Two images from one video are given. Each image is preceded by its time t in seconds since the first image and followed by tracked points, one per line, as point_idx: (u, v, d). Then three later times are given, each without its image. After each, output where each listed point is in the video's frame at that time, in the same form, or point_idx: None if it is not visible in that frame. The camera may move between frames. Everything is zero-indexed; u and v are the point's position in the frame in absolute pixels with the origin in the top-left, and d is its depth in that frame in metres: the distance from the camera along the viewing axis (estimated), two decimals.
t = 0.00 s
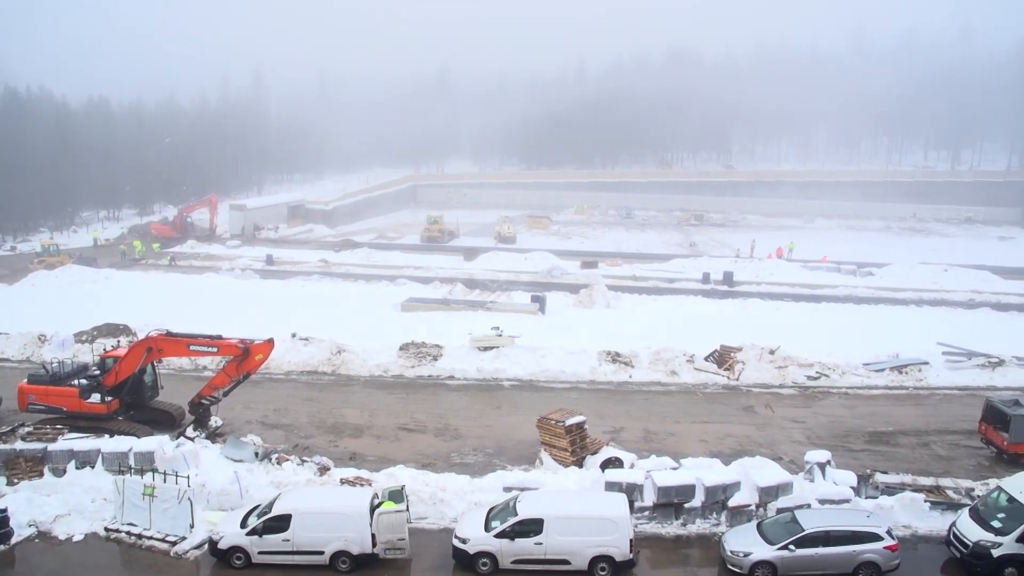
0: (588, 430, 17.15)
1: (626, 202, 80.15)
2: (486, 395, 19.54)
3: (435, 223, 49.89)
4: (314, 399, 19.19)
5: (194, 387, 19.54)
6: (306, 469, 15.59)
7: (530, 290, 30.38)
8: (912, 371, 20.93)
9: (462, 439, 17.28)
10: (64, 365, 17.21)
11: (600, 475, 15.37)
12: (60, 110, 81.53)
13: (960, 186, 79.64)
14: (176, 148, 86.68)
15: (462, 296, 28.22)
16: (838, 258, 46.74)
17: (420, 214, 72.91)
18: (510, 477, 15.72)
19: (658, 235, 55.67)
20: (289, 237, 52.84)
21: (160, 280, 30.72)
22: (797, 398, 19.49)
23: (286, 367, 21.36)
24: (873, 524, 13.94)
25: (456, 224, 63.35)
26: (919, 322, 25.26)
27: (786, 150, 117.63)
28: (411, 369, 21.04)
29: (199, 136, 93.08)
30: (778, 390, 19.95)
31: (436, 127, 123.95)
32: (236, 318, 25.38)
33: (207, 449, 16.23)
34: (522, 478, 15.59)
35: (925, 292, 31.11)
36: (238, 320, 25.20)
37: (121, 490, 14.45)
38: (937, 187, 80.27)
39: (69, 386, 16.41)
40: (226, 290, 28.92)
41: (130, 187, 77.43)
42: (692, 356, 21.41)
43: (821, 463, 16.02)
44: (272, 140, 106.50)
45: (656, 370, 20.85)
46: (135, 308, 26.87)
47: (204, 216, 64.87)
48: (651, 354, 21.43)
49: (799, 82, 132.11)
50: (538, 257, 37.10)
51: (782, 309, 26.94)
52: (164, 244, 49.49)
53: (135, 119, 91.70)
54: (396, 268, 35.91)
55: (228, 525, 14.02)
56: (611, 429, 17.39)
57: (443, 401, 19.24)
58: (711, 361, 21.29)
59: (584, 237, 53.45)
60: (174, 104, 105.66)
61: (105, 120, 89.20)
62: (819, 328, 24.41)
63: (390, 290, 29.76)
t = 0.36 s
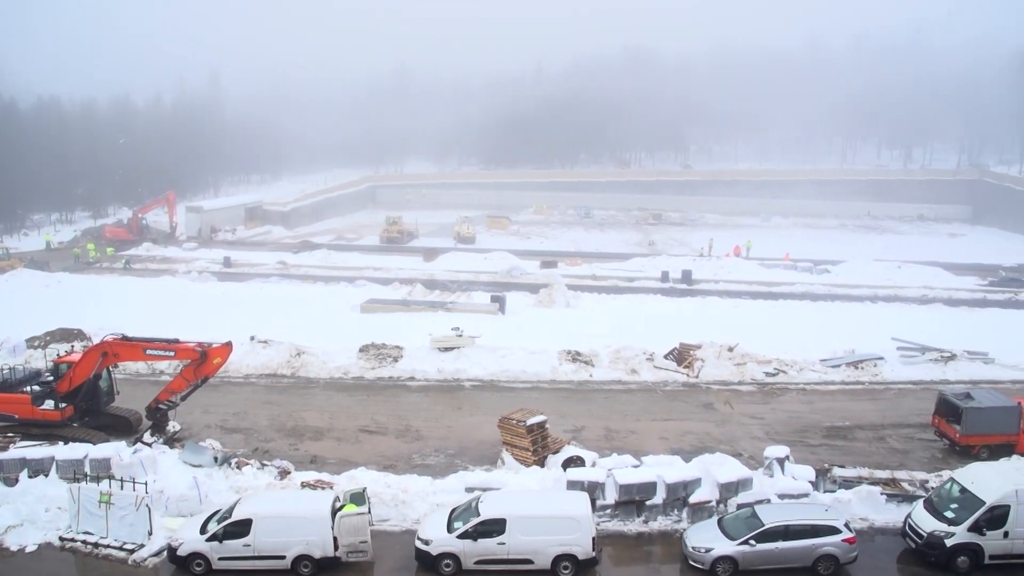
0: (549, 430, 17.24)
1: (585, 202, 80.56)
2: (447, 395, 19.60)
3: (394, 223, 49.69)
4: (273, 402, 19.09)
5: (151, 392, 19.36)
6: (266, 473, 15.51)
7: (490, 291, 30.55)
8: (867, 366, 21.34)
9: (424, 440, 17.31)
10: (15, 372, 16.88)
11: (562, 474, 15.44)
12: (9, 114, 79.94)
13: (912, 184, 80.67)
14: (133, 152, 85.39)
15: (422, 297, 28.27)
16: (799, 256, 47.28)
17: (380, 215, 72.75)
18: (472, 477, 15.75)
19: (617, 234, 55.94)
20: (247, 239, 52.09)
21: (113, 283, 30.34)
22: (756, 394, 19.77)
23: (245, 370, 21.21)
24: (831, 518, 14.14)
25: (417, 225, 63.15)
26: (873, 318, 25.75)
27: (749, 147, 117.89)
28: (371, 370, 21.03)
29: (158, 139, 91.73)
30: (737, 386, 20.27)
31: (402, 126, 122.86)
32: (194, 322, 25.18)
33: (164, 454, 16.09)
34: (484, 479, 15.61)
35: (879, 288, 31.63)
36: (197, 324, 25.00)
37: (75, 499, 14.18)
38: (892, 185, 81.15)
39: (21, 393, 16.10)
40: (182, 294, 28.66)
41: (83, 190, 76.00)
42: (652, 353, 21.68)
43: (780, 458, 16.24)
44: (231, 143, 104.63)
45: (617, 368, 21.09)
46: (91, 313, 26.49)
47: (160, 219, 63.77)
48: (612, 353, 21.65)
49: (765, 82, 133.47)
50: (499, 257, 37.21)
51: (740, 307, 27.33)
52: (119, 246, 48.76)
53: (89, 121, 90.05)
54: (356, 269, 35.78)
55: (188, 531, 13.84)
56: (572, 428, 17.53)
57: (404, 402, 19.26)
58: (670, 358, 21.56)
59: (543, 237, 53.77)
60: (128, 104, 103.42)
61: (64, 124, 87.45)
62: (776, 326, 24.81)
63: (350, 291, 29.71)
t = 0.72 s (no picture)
0: (511, 430, 17.30)
1: (546, 201, 80.78)
2: (409, 396, 19.66)
3: (354, 224, 49.54)
4: (233, 405, 18.97)
5: (108, 398, 19.17)
6: (226, 478, 15.40)
7: (451, 291, 30.68)
8: (825, 362, 21.73)
9: (386, 442, 17.31)
10: None
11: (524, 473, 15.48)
12: None
13: (867, 182, 81.78)
14: (88, 154, 83.93)
15: (382, 297, 28.32)
16: (763, 254, 47.72)
17: (339, 216, 72.42)
18: (435, 478, 15.74)
19: (577, 234, 56.18)
20: (205, 241, 51.47)
21: (66, 287, 30.01)
22: (716, 392, 20.03)
23: (204, 374, 21.03)
24: (792, 512, 14.28)
25: (377, 226, 63.04)
26: (830, 314, 26.24)
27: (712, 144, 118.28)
28: (331, 373, 21.00)
29: (116, 141, 90.19)
30: (697, 383, 20.53)
31: (368, 126, 121.89)
32: (152, 326, 24.96)
33: (122, 461, 15.89)
34: (447, 480, 15.60)
35: (835, 285, 32.21)
36: (154, 328, 24.78)
37: (29, 508, 13.89)
38: (849, 184, 82.03)
39: None
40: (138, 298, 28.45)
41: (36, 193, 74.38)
42: (613, 352, 21.89)
43: (740, 454, 16.41)
44: (190, 143, 102.79)
45: (578, 367, 21.34)
46: (45, 318, 26.08)
47: (114, 220, 62.64)
48: (573, 352, 21.80)
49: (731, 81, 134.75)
50: (459, 258, 37.39)
51: (699, 305, 27.68)
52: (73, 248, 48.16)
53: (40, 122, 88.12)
54: (316, 271, 35.67)
55: (147, 538, 13.64)
56: (534, 428, 17.66)
57: (366, 404, 19.26)
58: (631, 357, 21.79)
59: (503, 237, 54.06)
60: (81, 103, 101.30)
61: (21, 126, 85.64)
62: (735, 323, 25.22)
63: (310, 293, 29.69)
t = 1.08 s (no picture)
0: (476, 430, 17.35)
1: (510, 201, 80.85)
2: (373, 398, 19.67)
3: (316, 225, 49.34)
4: (195, 409, 18.85)
5: (66, 403, 18.97)
6: (189, 483, 15.28)
7: (414, 292, 30.70)
8: (787, 359, 22.02)
9: (350, 445, 17.28)
10: None
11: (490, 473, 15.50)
12: None
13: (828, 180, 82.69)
14: (45, 158, 82.55)
15: (345, 298, 28.33)
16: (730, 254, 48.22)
17: (301, 218, 71.97)
18: (400, 480, 15.74)
19: (541, 234, 56.40)
20: (164, 244, 50.91)
21: (23, 293, 29.64)
22: (680, 390, 20.23)
23: (165, 378, 20.86)
24: (756, 508, 14.40)
25: (340, 227, 62.90)
26: (792, 312, 26.65)
27: (680, 144, 118.96)
28: (295, 375, 20.92)
29: (77, 145, 88.73)
30: (661, 381, 20.74)
31: (337, 129, 121.35)
32: (112, 330, 24.69)
33: (81, 467, 15.71)
34: (412, 481, 15.59)
35: (796, 282, 32.68)
36: (114, 332, 24.52)
37: None
38: (810, 183, 83.03)
39: None
40: (99, 302, 28.17)
41: None
42: (577, 351, 22.05)
43: (704, 451, 16.57)
44: (155, 146, 101.55)
45: (543, 367, 21.51)
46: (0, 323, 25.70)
47: (71, 223, 61.68)
48: (538, 351, 21.90)
49: (701, 81, 135.70)
50: (421, 258, 37.42)
51: (663, 304, 27.98)
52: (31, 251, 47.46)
53: None
54: (278, 273, 35.48)
55: (108, 546, 13.41)
56: (499, 428, 17.75)
57: (330, 406, 19.23)
58: (596, 355, 21.96)
59: (466, 237, 54.18)
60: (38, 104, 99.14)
61: None
62: (697, 322, 25.52)
63: (272, 295, 29.59)
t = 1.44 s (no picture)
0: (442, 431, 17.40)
1: (475, 201, 80.93)
2: (338, 400, 19.66)
3: (279, 227, 49.09)
4: (157, 414, 18.71)
5: (23, 410, 18.76)
6: (151, 488, 15.18)
7: (376, 292, 30.66)
8: (750, 356, 22.28)
9: (315, 447, 17.26)
10: None
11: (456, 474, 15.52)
12: None
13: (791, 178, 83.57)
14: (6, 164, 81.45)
15: (308, 300, 28.31)
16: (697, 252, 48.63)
17: (265, 219, 71.61)
18: (366, 482, 15.72)
19: (505, 234, 56.62)
20: (124, 246, 50.45)
21: None
22: (645, 388, 20.41)
23: (126, 382, 20.69)
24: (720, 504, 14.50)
25: (302, 228, 62.80)
26: (754, 310, 27.00)
27: (651, 145, 119.67)
28: (259, 377, 20.86)
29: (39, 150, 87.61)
30: (626, 380, 20.91)
31: (308, 131, 120.80)
32: (71, 334, 24.41)
33: (40, 474, 15.50)
34: (378, 483, 15.56)
35: (758, 280, 33.05)
36: (73, 336, 24.24)
37: None
38: (775, 181, 83.82)
39: None
40: (56, 305, 27.87)
41: None
42: (542, 350, 22.18)
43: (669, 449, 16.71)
44: (120, 151, 100.61)
45: (508, 367, 21.64)
46: None
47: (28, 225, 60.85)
48: (502, 351, 21.99)
49: (672, 81, 136.58)
50: (384, 259, 37.48)
51: (625, 303, 28.24)
52: None
53: None
54: (239, 275, 35.29)
55: (69, 554, 13.15)
56: (464, 428, 17.81)
57: (295, 408, 19.20)
58: (560, 354, 22.11)
59: (431, 237, 54.24)
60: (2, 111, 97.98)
61: None
62: (661, 321, 25.74)
63: (234, 296, 29.46)
